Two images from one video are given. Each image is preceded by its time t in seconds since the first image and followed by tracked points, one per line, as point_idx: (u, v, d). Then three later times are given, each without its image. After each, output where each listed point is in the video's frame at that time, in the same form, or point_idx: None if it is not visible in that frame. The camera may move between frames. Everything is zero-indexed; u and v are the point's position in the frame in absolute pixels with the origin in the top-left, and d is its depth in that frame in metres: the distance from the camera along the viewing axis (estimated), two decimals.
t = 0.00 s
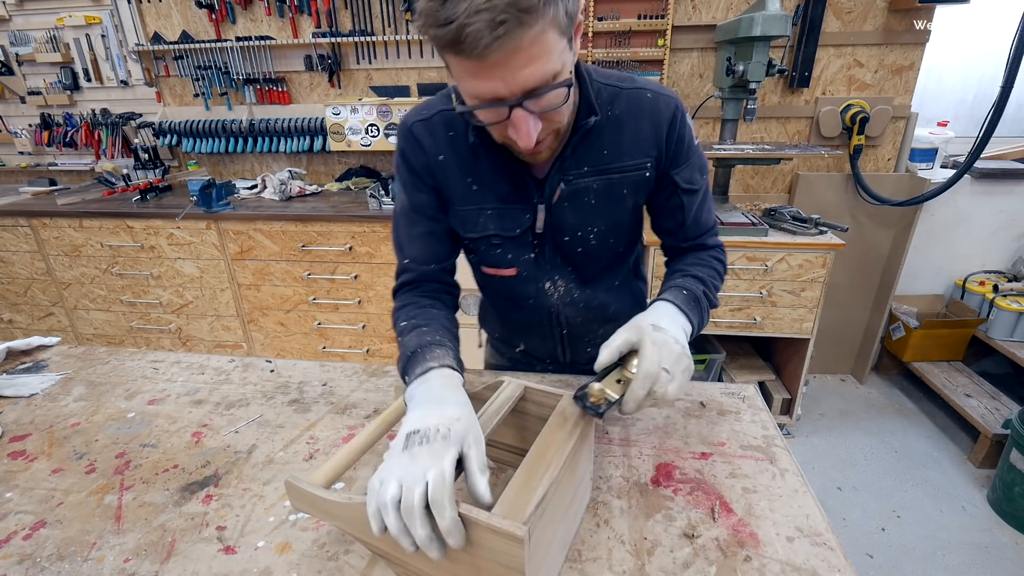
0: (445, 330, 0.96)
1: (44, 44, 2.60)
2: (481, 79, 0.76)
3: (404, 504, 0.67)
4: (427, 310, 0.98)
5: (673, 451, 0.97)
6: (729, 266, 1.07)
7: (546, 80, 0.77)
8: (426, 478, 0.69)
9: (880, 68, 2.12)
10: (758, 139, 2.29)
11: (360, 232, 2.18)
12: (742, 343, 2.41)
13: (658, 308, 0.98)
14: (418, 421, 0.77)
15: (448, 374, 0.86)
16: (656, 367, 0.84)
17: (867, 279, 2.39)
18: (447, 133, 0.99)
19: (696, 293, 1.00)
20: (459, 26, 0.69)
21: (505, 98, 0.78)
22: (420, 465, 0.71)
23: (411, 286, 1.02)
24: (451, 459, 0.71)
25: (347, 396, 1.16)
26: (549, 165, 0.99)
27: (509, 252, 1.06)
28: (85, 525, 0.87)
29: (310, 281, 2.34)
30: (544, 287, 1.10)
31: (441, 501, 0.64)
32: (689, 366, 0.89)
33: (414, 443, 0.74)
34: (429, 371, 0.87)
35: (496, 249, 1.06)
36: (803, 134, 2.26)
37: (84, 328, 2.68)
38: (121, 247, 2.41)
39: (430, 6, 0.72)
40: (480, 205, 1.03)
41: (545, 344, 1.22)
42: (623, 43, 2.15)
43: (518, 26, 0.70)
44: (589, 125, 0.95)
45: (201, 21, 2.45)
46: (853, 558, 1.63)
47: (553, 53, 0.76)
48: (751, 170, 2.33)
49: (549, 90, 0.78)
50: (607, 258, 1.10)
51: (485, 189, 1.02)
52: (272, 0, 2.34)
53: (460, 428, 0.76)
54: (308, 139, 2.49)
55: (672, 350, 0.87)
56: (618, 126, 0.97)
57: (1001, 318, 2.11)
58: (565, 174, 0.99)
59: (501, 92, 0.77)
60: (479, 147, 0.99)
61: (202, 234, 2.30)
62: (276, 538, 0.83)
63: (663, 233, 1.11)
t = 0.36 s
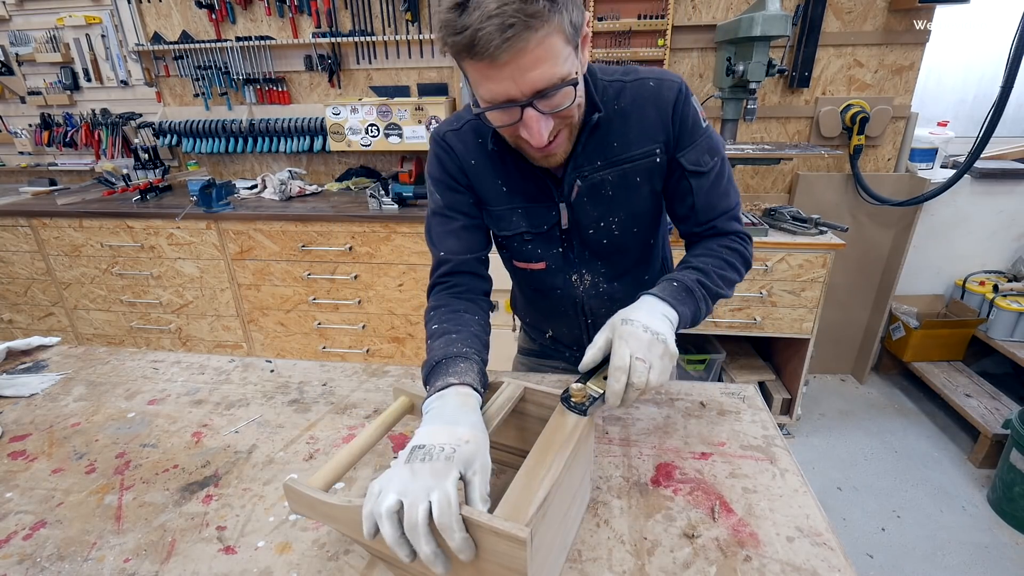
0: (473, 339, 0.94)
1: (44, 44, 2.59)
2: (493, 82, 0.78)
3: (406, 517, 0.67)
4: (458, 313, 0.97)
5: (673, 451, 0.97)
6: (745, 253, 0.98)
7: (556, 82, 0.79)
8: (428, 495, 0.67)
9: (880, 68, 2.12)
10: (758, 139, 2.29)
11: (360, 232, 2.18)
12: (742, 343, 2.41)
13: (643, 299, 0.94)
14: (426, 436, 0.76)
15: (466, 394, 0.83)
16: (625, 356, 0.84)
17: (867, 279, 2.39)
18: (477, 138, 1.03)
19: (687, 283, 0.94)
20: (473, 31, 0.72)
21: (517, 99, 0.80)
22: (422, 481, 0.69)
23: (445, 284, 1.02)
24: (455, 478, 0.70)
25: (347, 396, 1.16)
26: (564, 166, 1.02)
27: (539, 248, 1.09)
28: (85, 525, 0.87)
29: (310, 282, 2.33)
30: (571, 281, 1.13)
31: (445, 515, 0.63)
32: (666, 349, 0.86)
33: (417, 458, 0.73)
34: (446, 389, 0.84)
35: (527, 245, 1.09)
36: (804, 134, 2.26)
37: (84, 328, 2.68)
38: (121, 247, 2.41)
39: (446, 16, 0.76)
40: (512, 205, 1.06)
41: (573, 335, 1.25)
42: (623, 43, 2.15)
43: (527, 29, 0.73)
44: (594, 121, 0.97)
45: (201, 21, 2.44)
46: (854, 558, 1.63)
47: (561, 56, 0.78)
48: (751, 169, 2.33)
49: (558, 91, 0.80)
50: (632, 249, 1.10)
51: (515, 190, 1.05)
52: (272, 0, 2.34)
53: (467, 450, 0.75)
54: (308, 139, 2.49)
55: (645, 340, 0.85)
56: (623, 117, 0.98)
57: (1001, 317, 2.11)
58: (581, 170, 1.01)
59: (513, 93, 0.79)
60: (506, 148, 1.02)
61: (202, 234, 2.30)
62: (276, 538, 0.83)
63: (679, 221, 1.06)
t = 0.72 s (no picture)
0: (465, 343, 0.94)
1: (44, 44, 2.60)
2: (466, 91, 0.79)
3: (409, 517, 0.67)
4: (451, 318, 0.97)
5: (673, 451, 0.97)
6: (723, 238, 0.92)
7: (527, 86, 0.79)
8: (430, 494, 0.67)
9: (880, 68, 2.12)
10: (758, 139, 2.29)
11: (360, 232, 2.18)
12: (742, 343, 2.41)
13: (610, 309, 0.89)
14: (425, 435, 0.76)
15: (461, 394, 0.84)
16: (591, 372, 0.79)
17: (867, 279, 2.39)
18: (457, 147, 1.02)
19: (655, 286, 0.89)
20: (441, 43, 0.73)
21: (489, 105, 0.80)
22: (423, 481, 0.69)
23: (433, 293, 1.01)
24: (456, 477, 0.70)
25: (347, 396, 1.16)
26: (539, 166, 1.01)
27: (522, 249, 1.09)
28: (85, 525, 0.87)
29: (310, 282, 2.33)
30: (552, 278, 1.13)
31: (446, 514, 0.63)
32: (634, 354, 0.82)
33: (417, 457, 0.73)
34: (441, 390, 0.85)
35: (511, 247, 1.09)
36: (803, 134, 2.26)
37: (84, 329, 2.68)
38: (121, 247, 2.41)
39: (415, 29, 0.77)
40: (494, 210, 1.06)
41: (555, 328, 1.26)
42: (622, 43, 2.15)
43: (494, 36, 0.73)
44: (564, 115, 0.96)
45: (202, 21, 2.45)
46: (853, 558, 1.63)
47: (530, 61, 0.78)
48: (751, 170, 2.33)
49: (531, 95, 0.80)
50: (612, 244, 1.09)
51: (497, 197, 1.05)
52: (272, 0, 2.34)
53: (467, 448, 0.75)
54: (308, 139, 2.49)
55: (611, 348, 0.81)
56: (588, 112, 0.97)
57: (1001, 318, 2.11)
58: (554, 169, 1.00)
59: (485, 100, 0.79)
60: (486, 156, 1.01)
61: (202, 234, 2.30)
62: (276, 538, 0.83)
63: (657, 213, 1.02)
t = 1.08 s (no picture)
0: (462, 345, 0.94)
1: (44, 44, 2.60)
2: (434, 81, 0.79)
3: (410, 517, 0.67)
4: (450, 321, 0.97)
5: (673, 451, 0.97)
6: (710, 238, 0.86)
7: (495, 77, 0.79)
8: (431, 494, 0.67)
9: (880, 68, 2.12)
10: (758, 139, 2.29)
11: (360, 232, 2.18)
12: (742, 343, 2.41)
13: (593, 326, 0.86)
14: (424, 435, 0.76)
15: (459, 393, 0.84)
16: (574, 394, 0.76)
17: (866, 279, 2.39)
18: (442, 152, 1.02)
19: (636, 296, 0.85)
20: (407, 30, 0.74)
21: (460, 98, 0.80)
22: (423, 481, 0.69)
23: (429, 298, 1.01)
24: (456, 477, 0.70)
25: (347, 396, 1.16)
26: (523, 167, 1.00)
27: (514, 252, 1.09)
28: (85, 525, 0.87)
29: (310, 282, 2.33)
30: (545, 280, 1.13)
31: (447, 515, 0.63)
32: (616, 373, 0.78)
33: (416, 458, 0.73)
34: (439, 389, 0.85)
35: (503, 251, 1.09)
36: (803, 135, 2.26)
37: (84, 329, 2.68)
38: (120, 247, 2.41)
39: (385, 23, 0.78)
40: (483, 215, 1.06)
41: (553, 330, 1.26)
42: (622, 43, 2.16)
43: (460, 25, 0.74)
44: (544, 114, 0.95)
45: (201, 21, 2.44)
46: (853, 558, 1.63)
47: (498, 53, 0.78)
48: (751, 169, 2.33)
49: (501, 87, 0.80)
50: (603, 245, 1.07)
51: (485, 201, 1.05)
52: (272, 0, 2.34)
53: (466, 447, 0.75)
54: (308, 139, 2.49)
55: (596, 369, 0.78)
56: (566, 112, 0.96)
57: (1001, 317, 2.11)
58: (536, 170, 0.98)
59: (454, 91, 0.79)
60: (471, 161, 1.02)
61: (202, 234, 2.30)
62: (276, 538, 0.83)
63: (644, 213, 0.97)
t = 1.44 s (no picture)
0: (465, 345, 0.94)
1: (44, 44, 2.59)
2: (436, 77, 0.79)
3: (412, 517, 0.67)
4: (452, 322, 0.97)
5: (673, 451, 0.97)
6: (707, 243, 0.85)
7: (497, 74, 0.79)
8: (432, 494, 0.67)
9: (880, 68, 2.12)
10: (758, 139, 2.28)
11: (360, 232, 2.18)
12: (742, 343, 2.41)
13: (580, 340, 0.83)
14: (425, 435, 0.76)
15: (460, 392, 0.84)
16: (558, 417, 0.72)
17: (867, 279, 2.39)
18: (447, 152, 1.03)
19: (622, 307, 0.84)
20: (411, 24, 0.74)
21: (462, 95, 0.80)
22: (425, 481, 0.69)
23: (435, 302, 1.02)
24: (457, 477, 0.70)
25: (347, 396, 1.16)
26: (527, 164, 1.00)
27: (521, 253, 1.09)
28: (85, 525, 0.87)
29: (310, 282, 2.33)
30: (553, 283, 1.13)
31: (448, 515, 0.63)
32: (602, 391, 0.76)
33: (417, 457, 0.73)
34: (440, 389, 0.85)
35: (509, 252, 1.09)
36: (803, 134, 2.26)
37: (84, 328, 2.68)
38: (120, 247, 2.41)
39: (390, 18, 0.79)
40: (488, 216, 1.05)
41: (565, 333, 1.26)
42: (623, 43, 2.15)
43: (463, 20, 0.74)
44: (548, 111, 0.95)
45: (201, 21, 2.44)
46: (853, 558, 1.63)
47: (502, 50, 0.78)
48: (751, 170, 2.33)
49: (503, 85, 0.80)
50: (608, 245, 1.06)
51: (490, 202, 1.04)
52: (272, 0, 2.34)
53: (467, 447, 0.75)
54: (308, 139, 2.49)
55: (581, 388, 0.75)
56: (568, 109, 0.96)
57: (1001, 317, 2.11)
58: (539, 168, 0.98)
59: (456, 88, 0.79)
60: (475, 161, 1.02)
61: (202, 234, 2.30)
62: (276, 538, 0.83)
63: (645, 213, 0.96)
